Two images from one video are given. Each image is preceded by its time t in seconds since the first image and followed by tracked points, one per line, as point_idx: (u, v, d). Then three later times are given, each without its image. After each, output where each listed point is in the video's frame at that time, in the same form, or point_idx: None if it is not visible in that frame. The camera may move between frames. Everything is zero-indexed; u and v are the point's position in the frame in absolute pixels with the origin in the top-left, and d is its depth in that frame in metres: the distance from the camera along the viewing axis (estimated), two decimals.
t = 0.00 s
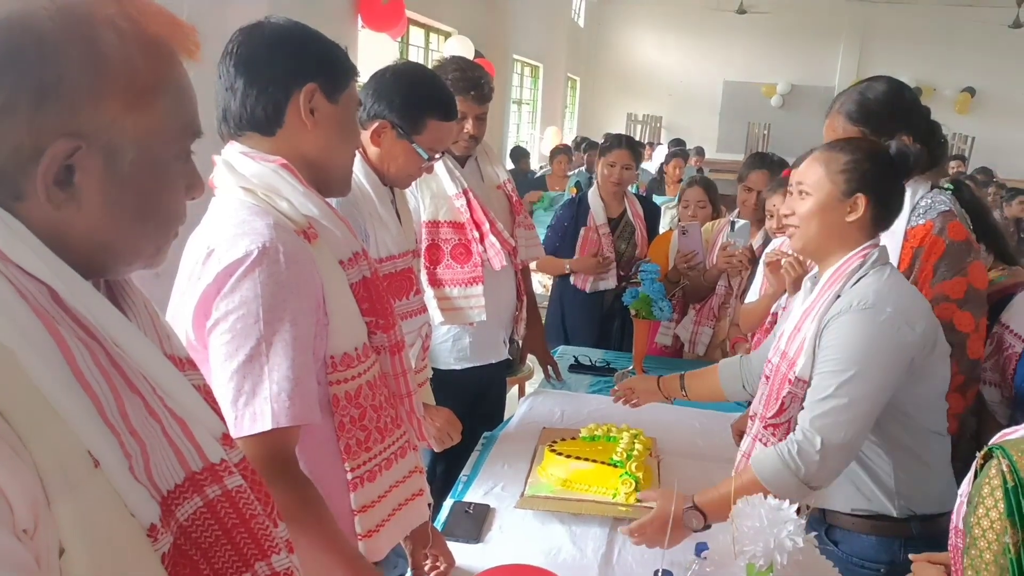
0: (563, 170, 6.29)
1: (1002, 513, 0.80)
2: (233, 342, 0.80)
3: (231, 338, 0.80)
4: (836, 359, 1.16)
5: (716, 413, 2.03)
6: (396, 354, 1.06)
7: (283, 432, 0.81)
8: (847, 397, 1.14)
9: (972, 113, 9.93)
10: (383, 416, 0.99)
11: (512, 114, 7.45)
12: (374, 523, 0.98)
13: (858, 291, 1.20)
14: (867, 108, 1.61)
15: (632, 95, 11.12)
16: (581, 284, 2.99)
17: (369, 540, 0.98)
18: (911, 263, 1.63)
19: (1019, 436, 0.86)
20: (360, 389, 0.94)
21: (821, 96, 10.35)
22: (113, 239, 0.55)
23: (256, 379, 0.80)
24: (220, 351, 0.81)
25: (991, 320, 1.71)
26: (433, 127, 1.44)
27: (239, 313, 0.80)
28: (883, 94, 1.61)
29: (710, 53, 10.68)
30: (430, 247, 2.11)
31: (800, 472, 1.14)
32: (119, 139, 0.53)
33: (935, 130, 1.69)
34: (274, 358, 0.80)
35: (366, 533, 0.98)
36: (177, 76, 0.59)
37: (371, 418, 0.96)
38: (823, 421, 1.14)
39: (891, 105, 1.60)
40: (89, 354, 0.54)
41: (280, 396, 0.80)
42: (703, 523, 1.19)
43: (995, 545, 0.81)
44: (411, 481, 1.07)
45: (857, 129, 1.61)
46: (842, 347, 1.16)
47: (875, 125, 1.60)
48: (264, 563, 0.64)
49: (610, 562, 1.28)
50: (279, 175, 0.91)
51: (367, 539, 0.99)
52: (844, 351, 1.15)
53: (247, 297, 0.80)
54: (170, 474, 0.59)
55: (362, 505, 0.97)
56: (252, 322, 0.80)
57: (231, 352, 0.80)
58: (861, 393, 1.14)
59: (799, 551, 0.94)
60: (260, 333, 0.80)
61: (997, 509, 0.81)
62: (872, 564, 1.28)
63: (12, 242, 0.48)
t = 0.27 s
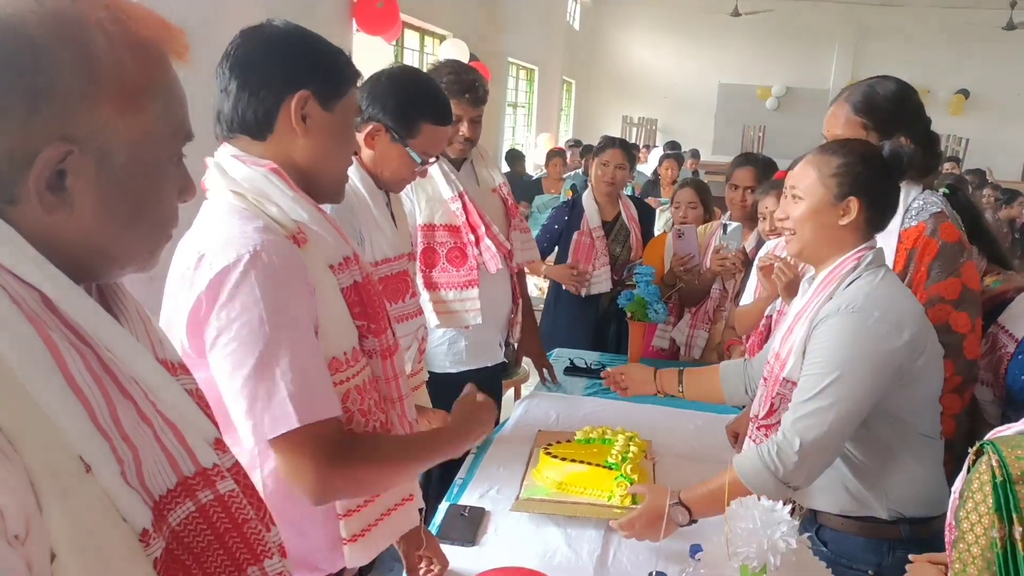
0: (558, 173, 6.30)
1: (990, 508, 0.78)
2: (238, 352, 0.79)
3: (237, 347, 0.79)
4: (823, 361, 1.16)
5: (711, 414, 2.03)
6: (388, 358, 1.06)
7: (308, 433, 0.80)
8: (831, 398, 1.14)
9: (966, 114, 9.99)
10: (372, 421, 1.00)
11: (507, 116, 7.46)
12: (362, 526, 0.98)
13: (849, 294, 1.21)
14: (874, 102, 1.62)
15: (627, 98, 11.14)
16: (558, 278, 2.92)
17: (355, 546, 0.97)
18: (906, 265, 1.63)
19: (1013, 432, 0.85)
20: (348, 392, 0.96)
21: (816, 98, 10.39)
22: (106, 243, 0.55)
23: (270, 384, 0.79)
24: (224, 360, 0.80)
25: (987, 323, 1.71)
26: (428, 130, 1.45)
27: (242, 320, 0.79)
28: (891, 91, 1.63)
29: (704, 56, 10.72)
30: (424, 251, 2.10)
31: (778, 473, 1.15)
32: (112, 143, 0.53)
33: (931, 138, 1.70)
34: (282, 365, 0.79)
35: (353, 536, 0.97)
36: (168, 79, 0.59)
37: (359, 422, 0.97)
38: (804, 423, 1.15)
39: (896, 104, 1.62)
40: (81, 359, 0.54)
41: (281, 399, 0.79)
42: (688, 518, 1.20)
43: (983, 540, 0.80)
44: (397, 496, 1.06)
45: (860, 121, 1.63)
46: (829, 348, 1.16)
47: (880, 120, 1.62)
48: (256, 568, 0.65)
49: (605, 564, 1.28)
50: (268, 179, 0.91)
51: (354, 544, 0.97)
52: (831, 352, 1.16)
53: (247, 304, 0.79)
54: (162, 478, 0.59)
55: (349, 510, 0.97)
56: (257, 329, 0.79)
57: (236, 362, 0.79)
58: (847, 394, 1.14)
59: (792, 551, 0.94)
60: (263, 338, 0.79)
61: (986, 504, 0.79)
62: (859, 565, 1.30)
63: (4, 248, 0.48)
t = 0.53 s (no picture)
0: (546, 179, 6.31)
1: (995, 516, 0.83)
2: (256, 364, 0.83)
3: (261, 357, 0.82)
4: (806, 369, 1.18)
5: (697, 420, 2.05)
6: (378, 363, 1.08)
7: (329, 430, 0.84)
8: (814, 407, 1.16)
9: (951, 120, 10.12)
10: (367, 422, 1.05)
11: (495, 123, 7.47)
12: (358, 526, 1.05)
13: (829, 302, 1.23)
14: (868, 103, 1.64)
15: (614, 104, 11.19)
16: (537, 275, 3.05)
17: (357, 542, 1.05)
18: (893, 269, 1.64)
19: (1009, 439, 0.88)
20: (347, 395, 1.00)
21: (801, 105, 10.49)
22: (89, 255, 0.55)
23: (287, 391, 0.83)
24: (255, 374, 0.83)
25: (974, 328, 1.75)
26: (416, 136, 1.44)
27: (264, 334, 0.81)
28: (885, 94, 1.65)
29: (691, 62, 10.80)
30: (412, 257, 2.09)
31: (759, 481, 1.16)
32: (94, 156, 0.54)
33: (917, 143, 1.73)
34: (300, 378, 0.82)
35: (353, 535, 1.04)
36: (151, 91, 0.59)
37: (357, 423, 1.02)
38: (787, 432, 1.16)
39: (888, 107, 1.65)
40: (63, 370, 0.54)
41: (303, 408, 0.83)
42: (674, 527, 1.19)
43: (988, 547, 0.84)
44: (383, 488, 1.13)
45: (853, 123, 1.65)
46: (814, 357, 1.18)
47: (874, 123, 1.64)
48: None
49: (591, 571, 1.29)
50: (263, 190, 0.91)
51: (356, 539, 1.05)
52: (813, 360, 1.17)
53: (269, 319, 0.81)
54: (144, 489, 0.59)
55: (350, 507, 1.04)
56: (277, 343, 0.81)
57: (255, 371, 0.83)
58: (830, 402, 1.16)
59: (774, 557, 0.95)
60: (279, 353, 0.82)
61: (990, 512, 0.83)
62: (844, 570, 1.30)
63: None
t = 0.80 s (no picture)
0: (525, 192, 6.33)
1: (987, 534, 0.85)
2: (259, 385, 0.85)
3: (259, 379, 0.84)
4: (773, 381, 1.19)
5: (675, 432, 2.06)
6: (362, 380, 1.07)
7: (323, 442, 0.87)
8: (779, 419, 1.17)
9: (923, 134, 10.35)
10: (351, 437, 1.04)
11: (474, 136, 7.49)
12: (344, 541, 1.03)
13: (798, 315, 1.25)
14: (843, 114, 1.70)
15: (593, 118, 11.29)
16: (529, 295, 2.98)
17: (342, 558, 1.03)
18: (867, 278, 1.67)
19: (988, 454, 0.90)
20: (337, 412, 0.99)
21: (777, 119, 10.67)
22: (60, 272, 0.55)
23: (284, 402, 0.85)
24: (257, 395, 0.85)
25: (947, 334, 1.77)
26: (394, 154, 1.47)
27: (261, 357, 0.83)
28: (859, 106, 1.71)
29: (668, 77, 10.95)
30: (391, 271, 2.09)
31: (722, 490, 1.17)
32: (66, 173, 0.54)
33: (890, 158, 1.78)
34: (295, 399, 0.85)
35: (340, 549, 1.02)
36: (124, 108, 0.59)
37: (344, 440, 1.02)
38: (750, 442, 1.17)
39: (862, 118, 1.70)
40: (35, 389, 0.53)
41: (307, 424, 0.85)
42: (639, 538, 1.25)
43: (983, 565, 0.86)
44: (368, 501, 1.12)
45: (829, 133, 1.70)
46: (780, 368, 1.19)
47: (846, 135, 1.70)
48: None
49: None
50: (250, 211, 0.91)
51: (340, 556, 1.02)
52: (778, 373, 1.19)
53: (266, 342, 0.83)
54: (119, 506, 0.58)
55: (334, 524, 1.01)
56: (273, 365, 0.84)
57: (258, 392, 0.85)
58: (796, 415, 1.17)
59: (750, 567, 0.96)
60: (278, 376, 0.84)
61: (982, 531, 0.86)
62: None
63: None
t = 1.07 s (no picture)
0: (513, 197, 6.34)
1: (981, 523, 0.86)
2: (221, 391, 0.81)
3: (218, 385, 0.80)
4: (751, 381, 1.21)
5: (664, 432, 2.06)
6: (345, 382, 1.06)
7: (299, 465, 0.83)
8: (757, 417, 1.19)
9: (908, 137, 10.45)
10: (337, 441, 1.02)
11: (462, 140, 7.49)
12: (330, 547, 1.03)
13: (779, 318, 1.25)
14: (824, 111, 1.69)
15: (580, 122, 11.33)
16: (535, 308, 2.99)
17: (327, 564, 1.02)
18: (856, 268, 1.69)
19: (978, 445, 0.90)
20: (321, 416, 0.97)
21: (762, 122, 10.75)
22: (40, 258, 0.54)
23: (255, 418, 0.81)
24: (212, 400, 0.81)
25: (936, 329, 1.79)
26: (383, 155, 1.48)
27: (219, 359, 0.80)
28: (842, 100, 1.69)
29: (654, 81, 11.01)
30: (379, 272, 2.09)
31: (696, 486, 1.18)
32: (44, 157, 0.53)
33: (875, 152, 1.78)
34: (256, 404, 0.80)
35: (324, 556, 1.01)
36: (105, 94, 0.59)
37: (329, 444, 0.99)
38: (723, 440, 1.20)
39: (844, 112, 1.69)
40: (13, 376, 0.52)
41: (255, 440, 0.81)
42: (619, 530, 1.23)
43: (976, 556, 0.87)
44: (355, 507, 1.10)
45: (811, 129, 1.69)
46: (758, 369, 1.21)
47: (829, 130, 1.69)
48: None
49: None
50: (227, 211, 0.91)
51: (324, 563, 1.02)
52: (756, 373, 1.21)
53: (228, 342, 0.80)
54: (100, 498, 0.57)
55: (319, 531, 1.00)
56: (231, 366, 0.80)
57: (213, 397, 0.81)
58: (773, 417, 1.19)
59: (739, 558, 0.96)
60: (235, 377, 0.80)
61: (976, 521, 0.87)
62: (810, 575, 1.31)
63: None
